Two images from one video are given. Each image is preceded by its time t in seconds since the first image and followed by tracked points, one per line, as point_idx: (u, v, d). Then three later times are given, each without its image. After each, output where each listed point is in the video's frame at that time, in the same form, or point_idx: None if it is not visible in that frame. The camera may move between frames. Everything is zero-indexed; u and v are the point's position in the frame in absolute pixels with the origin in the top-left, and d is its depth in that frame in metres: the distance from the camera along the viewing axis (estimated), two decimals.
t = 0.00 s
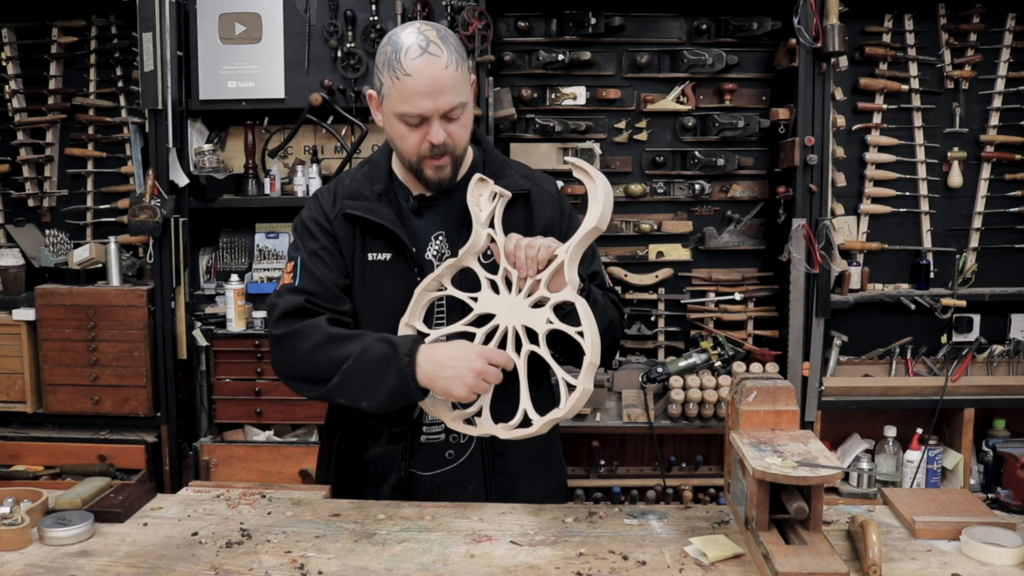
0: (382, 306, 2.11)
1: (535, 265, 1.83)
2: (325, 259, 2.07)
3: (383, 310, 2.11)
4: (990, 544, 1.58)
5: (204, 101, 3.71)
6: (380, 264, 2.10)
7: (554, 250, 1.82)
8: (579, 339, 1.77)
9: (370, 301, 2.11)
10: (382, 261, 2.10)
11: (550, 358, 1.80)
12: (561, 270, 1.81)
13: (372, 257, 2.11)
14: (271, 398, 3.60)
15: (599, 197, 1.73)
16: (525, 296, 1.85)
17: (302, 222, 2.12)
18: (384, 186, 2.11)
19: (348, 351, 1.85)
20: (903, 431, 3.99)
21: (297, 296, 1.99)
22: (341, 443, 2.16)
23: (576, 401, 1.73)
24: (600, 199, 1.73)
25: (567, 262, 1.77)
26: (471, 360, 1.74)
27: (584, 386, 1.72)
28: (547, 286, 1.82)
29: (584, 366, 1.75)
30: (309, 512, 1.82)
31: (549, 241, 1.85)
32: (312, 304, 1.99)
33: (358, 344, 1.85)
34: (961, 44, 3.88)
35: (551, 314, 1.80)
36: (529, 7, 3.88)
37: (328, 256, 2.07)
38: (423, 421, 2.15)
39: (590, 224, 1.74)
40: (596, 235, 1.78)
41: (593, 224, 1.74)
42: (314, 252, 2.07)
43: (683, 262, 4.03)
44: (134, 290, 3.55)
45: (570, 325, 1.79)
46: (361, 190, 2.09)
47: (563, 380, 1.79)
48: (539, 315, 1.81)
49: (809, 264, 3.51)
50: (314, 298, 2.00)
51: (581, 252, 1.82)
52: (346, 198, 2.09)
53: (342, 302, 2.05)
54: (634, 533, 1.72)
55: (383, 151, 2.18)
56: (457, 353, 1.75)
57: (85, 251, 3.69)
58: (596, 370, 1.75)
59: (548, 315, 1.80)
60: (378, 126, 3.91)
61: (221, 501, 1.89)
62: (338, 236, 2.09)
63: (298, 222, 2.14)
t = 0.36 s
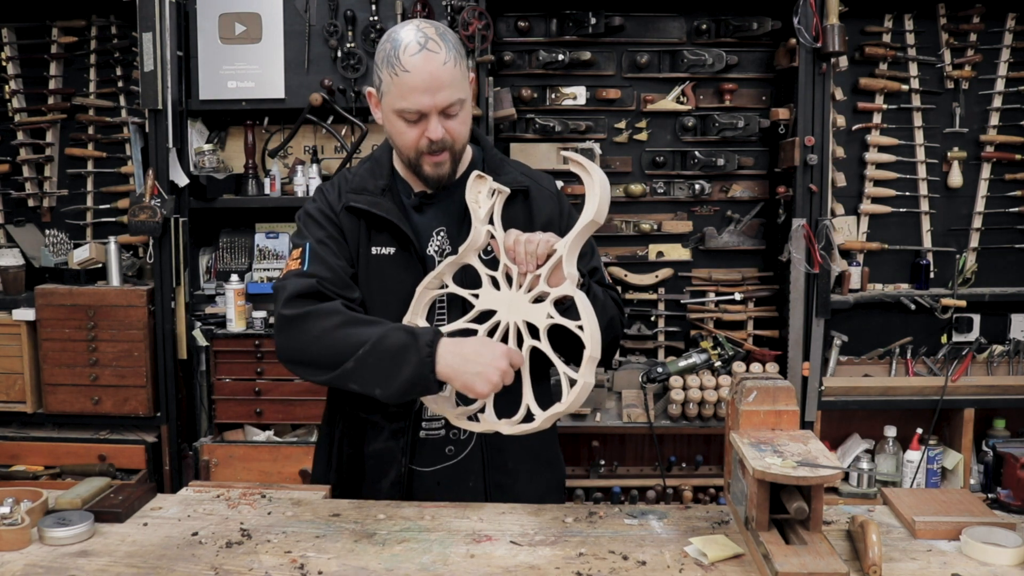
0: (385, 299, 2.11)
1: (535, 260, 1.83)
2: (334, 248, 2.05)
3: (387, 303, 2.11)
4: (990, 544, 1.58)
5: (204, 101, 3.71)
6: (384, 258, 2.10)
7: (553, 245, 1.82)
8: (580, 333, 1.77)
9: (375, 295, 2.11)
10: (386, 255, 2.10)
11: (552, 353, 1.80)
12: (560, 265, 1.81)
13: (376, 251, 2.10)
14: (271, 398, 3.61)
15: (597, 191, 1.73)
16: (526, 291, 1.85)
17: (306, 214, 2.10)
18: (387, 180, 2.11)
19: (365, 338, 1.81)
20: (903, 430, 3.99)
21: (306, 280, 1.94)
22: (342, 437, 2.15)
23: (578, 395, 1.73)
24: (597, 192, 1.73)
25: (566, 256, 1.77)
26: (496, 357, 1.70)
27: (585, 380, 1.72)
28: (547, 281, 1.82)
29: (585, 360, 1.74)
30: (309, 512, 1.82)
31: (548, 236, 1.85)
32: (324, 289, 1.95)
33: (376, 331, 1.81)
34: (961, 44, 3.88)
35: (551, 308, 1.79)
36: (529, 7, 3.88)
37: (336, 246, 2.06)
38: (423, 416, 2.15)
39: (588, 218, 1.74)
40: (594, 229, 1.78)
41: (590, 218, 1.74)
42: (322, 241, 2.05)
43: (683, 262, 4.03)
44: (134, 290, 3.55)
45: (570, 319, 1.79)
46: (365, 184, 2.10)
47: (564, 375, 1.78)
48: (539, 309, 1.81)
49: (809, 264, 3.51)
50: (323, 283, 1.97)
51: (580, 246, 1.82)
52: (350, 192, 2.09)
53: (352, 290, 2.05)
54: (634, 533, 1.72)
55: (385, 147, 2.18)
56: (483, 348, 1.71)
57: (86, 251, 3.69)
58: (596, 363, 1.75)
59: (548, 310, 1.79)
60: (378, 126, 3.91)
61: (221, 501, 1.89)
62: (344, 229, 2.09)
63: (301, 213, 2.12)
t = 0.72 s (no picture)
0: (386, 303, 2.10)
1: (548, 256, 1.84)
2: (328, 264, 2.06)
3: (387, 307, 2.10)
4: (989, 544, 1.58)
5: (204, 101, 3.71)
6: (383, 262, 2.10)
7: (569, 241, 1.82)
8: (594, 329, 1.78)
9: (374, 301, 2.10)
10: (385, 259, 2.10)
11: (565, 349, 1.81)
12: (575, 261, 1.82)
13: (375, 255, 2.10)
14: (271, 398, 3.61)
15: (617, 188, 1.74)
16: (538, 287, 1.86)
17: (304, 224, 2.12)
18: (386, 183, 2.11)
19: (355, 366, 1.84)
20: (903, 430, 3.99)
21: (303, 307, 1.98)
22: (343, 442, 2.16)
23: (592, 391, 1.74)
24: (617, 188, 1.74)
25: (582, 253, 1.78)
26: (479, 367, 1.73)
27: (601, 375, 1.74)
28: (561, 277, 1.83)
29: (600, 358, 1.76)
30: (309, 512, 1.82)
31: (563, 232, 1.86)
32: (317, 315, 1.97)
33: (365, 356, 1.84)
34: (961, 44, 3.88)
35: (565, 304, 1.81)
36: (529, 7, 3.88)
37: (331, 261, 2.07)
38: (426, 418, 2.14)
39: (605, 215, 1.75)
40: (611, 227, 1.79)
41: (607, 215, 1.75)
42: (317, 259, 2.07)
43: (683, 262, 4.03)
44: (134, 290, 3.55)
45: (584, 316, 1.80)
46: (363, 188, 2.10)
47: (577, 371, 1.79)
48: (553, 306, 1.82)
49: (809, 264, 3.51)
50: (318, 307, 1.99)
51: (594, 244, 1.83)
52: (347, 197, 2.10)
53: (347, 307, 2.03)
54: (634, 533, 1.72)
55: (385, 149, 2.18)
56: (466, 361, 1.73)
57: (86, 251, 3.69)
58: (611, 361, 1.76)
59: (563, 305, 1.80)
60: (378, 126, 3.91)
61: (221, 501, 1.89)
62: (341, 238, 2.09)
63: (299, 227, 2.14)
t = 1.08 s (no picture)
0: (382, 305, 2.10)
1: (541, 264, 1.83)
2: (325, 266, 2.07)
3: (384, 309, 2.10)
4: (989, 544, 1.58)
5: (204, 101, 3.71)
6: (380, 264, 2.10)
7: (562, 248, 1.81)
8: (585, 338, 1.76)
9: (370, 302, 2.10)
10: (382, 261, 2.10)
11: (556, 357, 1.79)
12: (567, 269, 1.81)
13: (372, 257, 2.10)
14: (271, 398, 3.60)
15: (609, 195, 1.73)
16: (531, 295, 1.85)
17: (303, 225, 2.13)
18: (383, 184, 2.11)
19: (350, 368, 1.85)
20: (903, 430, 3.99)
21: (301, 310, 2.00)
22: (342, 443, 2.16)
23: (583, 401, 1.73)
24: (608, 196, 1.72)
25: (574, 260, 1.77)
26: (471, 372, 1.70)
27: (591, 388, 1.72)
28: (553, 285, 1.82)
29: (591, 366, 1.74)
30: (309, 512, 1.82)
31: (557, 239, 1.85)
32: (314, 316, 1.98)
33: (361, 359, 1.84)
34: (961, 44, 3.88)
35: (557, 312, 1.79)
36: (529, 7, 3.88)
37: (328, 263, 2.08)
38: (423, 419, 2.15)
39: (598, 222, 1.73)
40: (604, 233, 1.78)
41: (599, 223, 1.73)
42: (315, 260, 2.08)
43: (683, 262, 4.03)
44: (134, 290, 3.55)
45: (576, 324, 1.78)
46: (360, 189, 2.10)
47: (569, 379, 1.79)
48: (545, 314, 1.81)
49: (809, 264, 3.51)
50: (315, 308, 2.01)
51: (587, 250, 1.82)
52: (345, 197, 2.10)
53: (343, 309, 2.04)
54: (634, 533, 1.72)
55: (384, 150, 2.19)
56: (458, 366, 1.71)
57: (86, 251, 3.69)
58: (603, 369, 1.75)
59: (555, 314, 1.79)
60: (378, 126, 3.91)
61: (221, 501, 1.89)
62: (338, 239, 2.10)
63: (298, 227, 2.15)
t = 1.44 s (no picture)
0: (380, 299, 2.12)
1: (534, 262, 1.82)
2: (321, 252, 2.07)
3: (380, 302, 2.12)
4: (990, 544, 1.58)
5: (204, 101, 3.71)
6: (378, 257, 2.11)
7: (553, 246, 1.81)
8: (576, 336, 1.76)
9: (367, 294, 2.12)
10: (380, 254, 2.11)
11: (548, 356, 1.79)
12: (559, 266, 1.80)
13: (371, 250, 2.11)
14: (271, 398, 3.60)
15: (600, 192, 1.71)
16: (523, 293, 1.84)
17: (301, 212, 2.13)
18: (384, 179, 2.11)
19: (323, 329, 1.83)
20: (903, 430, 3.99)
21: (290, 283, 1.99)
22: (339, 439, 2.17)
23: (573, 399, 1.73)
24: (599, 195, 1.71)
25: (565, 259, 1.76)
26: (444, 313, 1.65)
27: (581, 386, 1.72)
28: (545, 283, 1.81)
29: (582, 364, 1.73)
30: (309, 512, 1.82)
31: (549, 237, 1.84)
32: (296, 287, 1.97)
33: (336, 321, 1.83)
34: (961, 44, 3.88)
35: (549, 311, 1.78)
36: (529, 7, 3.88)
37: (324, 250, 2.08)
38: (418, 417, 2.15)
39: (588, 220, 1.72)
40: (595, 231, 1.76)
41: (589, 221, 1.72)
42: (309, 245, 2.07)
43: (683, 262, 4.03)
44: (134, 290, 3.55)
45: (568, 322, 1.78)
46: (360, 182, 2.10)
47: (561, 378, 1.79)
48: (537, 312, 1.80)
49: (809, 264, 3.51)
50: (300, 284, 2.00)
51: (580, 249, 1.80)
52: (345, 189, 2.09)
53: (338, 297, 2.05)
54: (634, 533, 1.72)
55: (384, 147, 2.19)
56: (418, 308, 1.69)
57: (86, 251, 3.69)
58: (593, 367, 1.74)
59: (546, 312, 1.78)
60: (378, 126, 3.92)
61: (221, 501, 1.89)
62: (336, 229, 2.10)
63: (296, 213, 2.14)
